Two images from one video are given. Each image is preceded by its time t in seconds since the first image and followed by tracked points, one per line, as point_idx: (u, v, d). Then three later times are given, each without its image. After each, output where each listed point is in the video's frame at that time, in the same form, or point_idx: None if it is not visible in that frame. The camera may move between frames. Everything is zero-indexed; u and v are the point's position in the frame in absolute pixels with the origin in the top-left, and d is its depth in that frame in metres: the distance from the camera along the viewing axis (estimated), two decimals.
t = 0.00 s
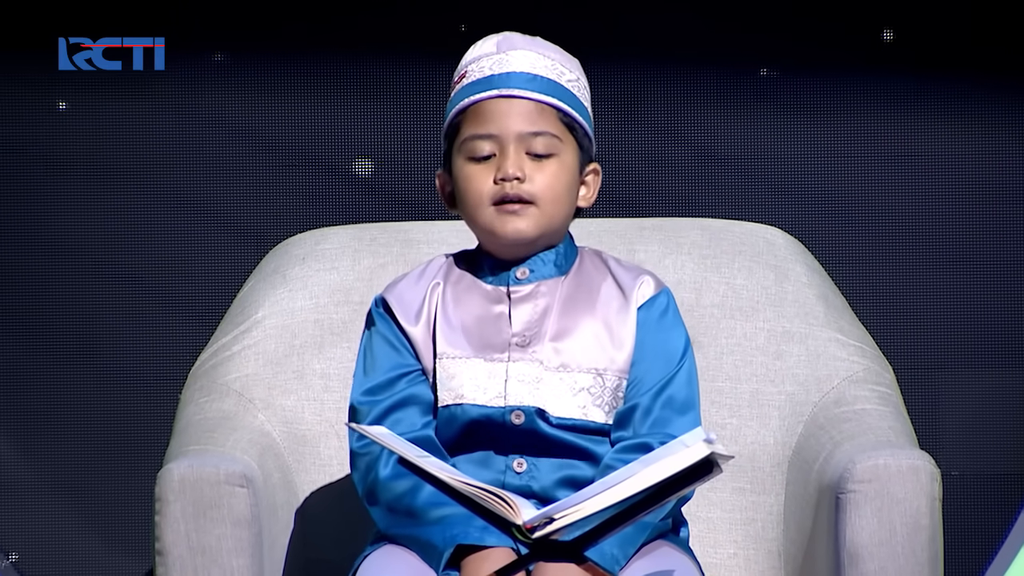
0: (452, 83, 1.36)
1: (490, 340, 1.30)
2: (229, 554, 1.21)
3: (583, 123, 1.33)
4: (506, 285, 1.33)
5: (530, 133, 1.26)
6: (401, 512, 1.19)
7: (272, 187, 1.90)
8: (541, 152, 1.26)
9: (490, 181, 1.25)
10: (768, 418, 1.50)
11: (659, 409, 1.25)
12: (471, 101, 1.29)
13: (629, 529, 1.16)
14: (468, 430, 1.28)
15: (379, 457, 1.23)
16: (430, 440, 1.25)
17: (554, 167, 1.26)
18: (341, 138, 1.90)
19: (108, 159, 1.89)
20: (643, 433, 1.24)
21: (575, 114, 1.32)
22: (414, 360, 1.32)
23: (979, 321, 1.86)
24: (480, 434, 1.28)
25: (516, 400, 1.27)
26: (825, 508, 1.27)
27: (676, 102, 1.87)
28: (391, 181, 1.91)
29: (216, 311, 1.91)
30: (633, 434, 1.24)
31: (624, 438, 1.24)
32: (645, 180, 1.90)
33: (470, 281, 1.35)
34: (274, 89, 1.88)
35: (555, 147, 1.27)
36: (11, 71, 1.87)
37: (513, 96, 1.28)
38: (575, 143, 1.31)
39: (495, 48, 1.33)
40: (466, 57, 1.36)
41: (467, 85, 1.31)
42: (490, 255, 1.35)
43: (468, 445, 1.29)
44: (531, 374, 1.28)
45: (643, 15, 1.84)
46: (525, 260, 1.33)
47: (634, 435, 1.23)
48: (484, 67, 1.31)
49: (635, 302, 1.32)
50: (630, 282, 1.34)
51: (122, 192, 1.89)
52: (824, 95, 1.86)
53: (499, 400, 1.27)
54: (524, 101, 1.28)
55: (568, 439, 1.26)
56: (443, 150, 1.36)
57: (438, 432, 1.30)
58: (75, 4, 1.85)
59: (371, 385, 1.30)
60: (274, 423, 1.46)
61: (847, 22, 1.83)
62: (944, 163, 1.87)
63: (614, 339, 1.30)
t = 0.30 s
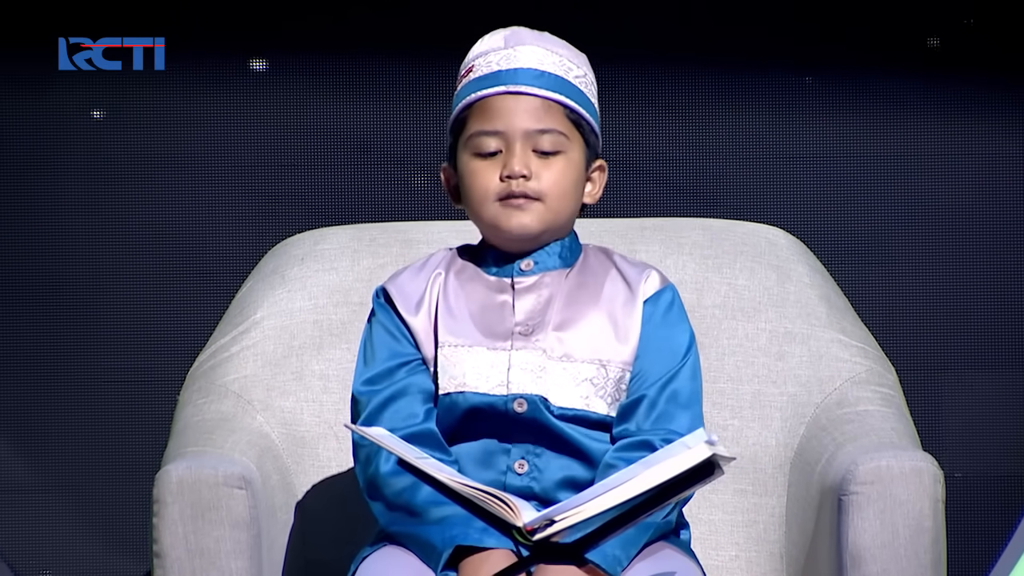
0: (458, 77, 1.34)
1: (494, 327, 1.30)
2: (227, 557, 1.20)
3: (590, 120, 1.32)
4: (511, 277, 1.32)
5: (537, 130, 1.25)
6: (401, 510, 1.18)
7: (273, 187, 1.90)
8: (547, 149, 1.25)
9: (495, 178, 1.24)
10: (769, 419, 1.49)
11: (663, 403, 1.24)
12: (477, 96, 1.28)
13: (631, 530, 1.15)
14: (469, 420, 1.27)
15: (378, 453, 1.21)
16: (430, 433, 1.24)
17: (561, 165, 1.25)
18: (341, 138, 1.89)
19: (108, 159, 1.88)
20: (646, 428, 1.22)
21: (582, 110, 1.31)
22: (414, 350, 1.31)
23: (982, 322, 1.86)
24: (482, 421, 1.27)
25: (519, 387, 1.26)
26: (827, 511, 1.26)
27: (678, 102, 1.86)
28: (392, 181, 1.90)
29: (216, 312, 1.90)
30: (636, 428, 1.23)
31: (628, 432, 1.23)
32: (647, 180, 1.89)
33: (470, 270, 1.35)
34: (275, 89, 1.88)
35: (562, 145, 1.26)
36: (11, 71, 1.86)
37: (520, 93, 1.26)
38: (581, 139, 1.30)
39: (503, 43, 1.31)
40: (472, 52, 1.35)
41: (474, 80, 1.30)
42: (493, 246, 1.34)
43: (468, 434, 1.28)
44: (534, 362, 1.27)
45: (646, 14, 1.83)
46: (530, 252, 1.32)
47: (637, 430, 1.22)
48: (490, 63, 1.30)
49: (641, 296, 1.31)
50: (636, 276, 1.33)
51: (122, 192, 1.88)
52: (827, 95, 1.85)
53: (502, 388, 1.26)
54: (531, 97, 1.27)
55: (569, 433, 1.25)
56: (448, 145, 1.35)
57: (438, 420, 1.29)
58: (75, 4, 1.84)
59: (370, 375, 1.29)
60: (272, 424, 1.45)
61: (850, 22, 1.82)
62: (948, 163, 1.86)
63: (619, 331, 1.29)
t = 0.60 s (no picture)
0: (458, 80, 1.34)
1: (494, 332, 1.29)
2: (226, 557, 1.19)
3: (591, 123, 1.32)
4: (511, 281, 1.31)
5: (536, 136, 1.25)
6: (401, 511, 1.18)
7: (272, 187, 1.89)
8: (547, 155, 1.25)
9: (494, 184, 1.23)
10: (770, 419, 1.48)
11: (665, 406, 1.23)
12: (477, 101, 1.28)
13: (631, 531, 1.15)
14: (468, 423, 1.27)
15: (378, 454, 1.21)
16: (430, 436, 1.23)
17: (560, 170, 1.25)
18: (341, 138, 1.88)
19: (108, 159, 1.87)
20: (648, 431, 1.22)
21: (583, 114, 1.30)
22: (413, 353, 1.30)
23: (983, 322, 1.85)
24: (482, 425, 1.27)
25: (519, 392, 1.25)
26: (828, 511, 1.25)
27: (678, 101, 1.86)
28: (391, 181, 1.90)
29: (214, 312, 1.89)
30: (638, 432, 1.22)
31: (629, 435, 1.22)
32: (647, 180, 1.88)
33: (470, 273, 1.34)
34: (274, 89, 1.87)
35: (562, 150, 1.26)
36: (11, 70, 1.86)
37: (519, 98, 1.26)
38: (581, 143, 1.30)
39: (503, 46, 1.31)
40: (472, 54, 1.34)
41: (473, 83, 1.29)
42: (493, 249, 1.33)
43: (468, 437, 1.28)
44: (535, 367, 1.26)
45: (647, 14, 1.82)
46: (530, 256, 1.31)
47: (639, 434, 1.22)
48: (490, 66, 1.29)
49: (642, 299, 1.30)
50: (637, 279, 1.32)
51: (121, 192, 1.87)
52: (829, 94, 1.85)
53: (502, 393, 1.25)
54: (531, 103, 1.26)
55: (570, 434, 1.24)
56: (448, 148, 1.34)
57: (438, 424, 1.28)
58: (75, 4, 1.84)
59: (370, 378, 1.28)
60: (271, 424, 1.45)
61: (851, 21, 1.81)
62: (948, 163, 1.85)
63: (620, 334, 1.28)
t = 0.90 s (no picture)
0: (457, 80, 1.34)
1: (492, 335, 1.29)
2: (226, 556, 1.19)
3: (589, 123, 1.32)
4: (508, 281, 1.31)
5: (535, 135, 1.25)
6: (400, 511, 1.18)
7: (272, 187, 1.89)
8: (545, 154, 1.25)
9: (492, 182, 1.23)
10: (770, 418, 1.48)
11: (663, 408, 1.23)
12: (476, 99, 1.28)
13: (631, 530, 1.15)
14: (467, 426, 1.27)
15: (377, 455, 1.20)
16: (429, 438, 1.23)
17: (559, 170, 1.25)
18: (340, 138, 1.88)
19: (107, 160, 1.87)
20: (647, 433, 1.22)
21: (582, 114, 1.30)
22: (412, 355, 1.30)
23: (983, 321, 1.85)
24: (481, 429, 1.27)
25: (517, 396, 1.25)
26: (829, 510, 1.25)
27: (678, 101, 1.86)
28: (392, 181, 1.90)
29: (214, 312, 1.89)
30: (637, 433, 1.22)
31: (628, 437, 1.22)
32: (646, 180, 1.88)
33: (469, 275, 1.34)
34: (273, 89, 1.87)
35: (560, 149, 1.26)
36: (11, 70, 1.86)
37: (518, 96, 1.26)
38: (580, 143, 1.30)
39: (502, 46, 1.31)
40: (471, 54, 1.34)
41: (472, 83, 1.29)
42: (491, 250, 1.33)
43: (467, 439, 1.28)
44: (532, 370, 1.26)
45: (647, 14, 1.82)
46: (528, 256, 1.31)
47: (638, 435, 1.22)
48: (489, 66, 1.29)
49: (640, 300, 1.30)
50: (635, 280, 1.32)
51: (121, 192, 1.87)
52: (828, 94, 1.85)
53: (500, 397, 1.25)
54: (530, 101, 1.26)
55: (568, 433, 1.25)
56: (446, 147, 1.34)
57: (437, 427, 1.28)
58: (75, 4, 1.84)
59: (369, 380, 1.28)
60: (271, 423, 1.44)
61: (851, 21, 1.81)
62: (948, 163, 1.85)
63: (618, 336, 1.28)
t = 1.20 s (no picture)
0: (454, 81, 1.34)
1: (491, 337, 1.29)
2: (225, 556, 1.19)
3: (587, 124, 1.32)
4: (508, 283, 1.31)
5: (533, 135, 1.25)
6: (400, 513, 1.17)
7: (271, 187, 1.89)
8: (543, 154, 1.25)
9: (491, 183, 1.23)
10: (769, 419, 1.48)
11: (663, 410, 1.23)
12: (474, 101, 1.28)
13: (631, 530, 1.15)
14: (467, 429, 1.27)
15: (376, 457, 1.20)
16: (429, 441, 1.23)
17: (557, 169, 1.25)
18: (340, 138, 1.88)
19: (107, 160, 1.87)
20: (646, 435, 1.22)
21: (580, 114, 1.30)
22: (412, 358, 1.30)
23: (982, 321, 1.85)
24: (481, 431, 1.27)
25: (517, 399, 1.25)
26: (828, 510, 1.25)
27: (678, 101, 1.86)
28: (391, 181, 1.89)
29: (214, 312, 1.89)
30: (636, 436, 1.22)
31: (627, 439, 1.23)
32: (646, 180, 1.88)
33: (468, 278, 1.34)
34: (273, 89, 1.87)
35: (559, 149, 1.26)
36: (11, 70, 1.86)
37: (516, 97, 1.26)
38: (578, 143, 1.30)
39: (499, 46, 1.31)
40: (468, 56, 1.34)
41: (469, 84, 1.29)
42: (490, 252, 1.33)
43: (466, 442, 1.28)
44: (532, 373, 1.26)
45: (647, 14, 1.82)
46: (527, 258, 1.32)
47: (637, 437, 1.22)
48: (487, 67, 1.29)
49: (639, 302, 1.30)
50: (635, 282, 1.32)
51: (121, 192, 1.87)
52: (827, 94, 1.85)
53: (500, 399, 1.25)
54: (527, 102, 1.26)
55: (568, 435, 1.25)
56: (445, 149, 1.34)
57: (437, 431, 1.28)
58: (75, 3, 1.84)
59: (369, 383, 1.28)
60: (270, 424, 1.45)
61: (851, 21, 1.81)
62: (948, 162, 1.85)
63: (617, 339, 1.28)
